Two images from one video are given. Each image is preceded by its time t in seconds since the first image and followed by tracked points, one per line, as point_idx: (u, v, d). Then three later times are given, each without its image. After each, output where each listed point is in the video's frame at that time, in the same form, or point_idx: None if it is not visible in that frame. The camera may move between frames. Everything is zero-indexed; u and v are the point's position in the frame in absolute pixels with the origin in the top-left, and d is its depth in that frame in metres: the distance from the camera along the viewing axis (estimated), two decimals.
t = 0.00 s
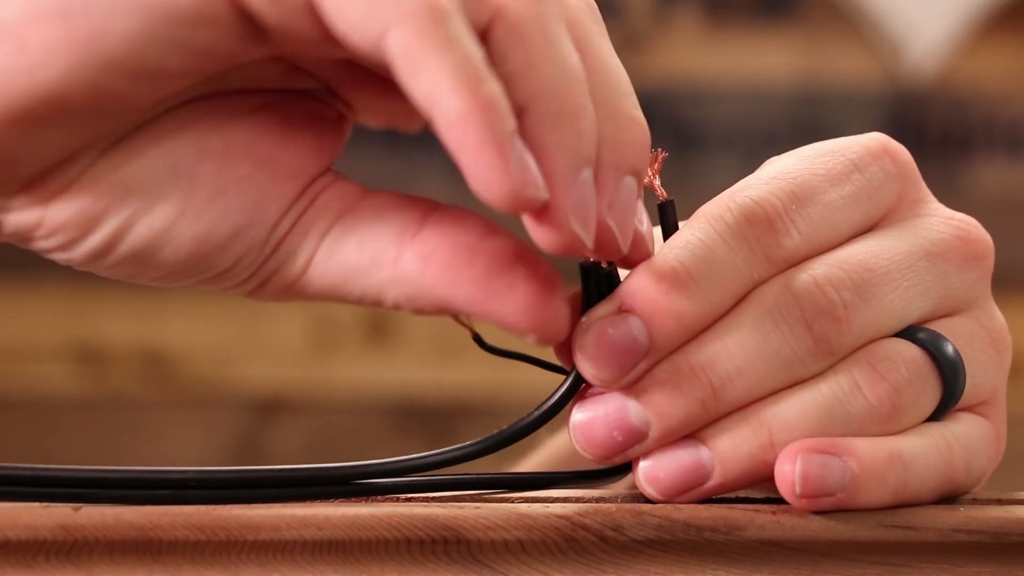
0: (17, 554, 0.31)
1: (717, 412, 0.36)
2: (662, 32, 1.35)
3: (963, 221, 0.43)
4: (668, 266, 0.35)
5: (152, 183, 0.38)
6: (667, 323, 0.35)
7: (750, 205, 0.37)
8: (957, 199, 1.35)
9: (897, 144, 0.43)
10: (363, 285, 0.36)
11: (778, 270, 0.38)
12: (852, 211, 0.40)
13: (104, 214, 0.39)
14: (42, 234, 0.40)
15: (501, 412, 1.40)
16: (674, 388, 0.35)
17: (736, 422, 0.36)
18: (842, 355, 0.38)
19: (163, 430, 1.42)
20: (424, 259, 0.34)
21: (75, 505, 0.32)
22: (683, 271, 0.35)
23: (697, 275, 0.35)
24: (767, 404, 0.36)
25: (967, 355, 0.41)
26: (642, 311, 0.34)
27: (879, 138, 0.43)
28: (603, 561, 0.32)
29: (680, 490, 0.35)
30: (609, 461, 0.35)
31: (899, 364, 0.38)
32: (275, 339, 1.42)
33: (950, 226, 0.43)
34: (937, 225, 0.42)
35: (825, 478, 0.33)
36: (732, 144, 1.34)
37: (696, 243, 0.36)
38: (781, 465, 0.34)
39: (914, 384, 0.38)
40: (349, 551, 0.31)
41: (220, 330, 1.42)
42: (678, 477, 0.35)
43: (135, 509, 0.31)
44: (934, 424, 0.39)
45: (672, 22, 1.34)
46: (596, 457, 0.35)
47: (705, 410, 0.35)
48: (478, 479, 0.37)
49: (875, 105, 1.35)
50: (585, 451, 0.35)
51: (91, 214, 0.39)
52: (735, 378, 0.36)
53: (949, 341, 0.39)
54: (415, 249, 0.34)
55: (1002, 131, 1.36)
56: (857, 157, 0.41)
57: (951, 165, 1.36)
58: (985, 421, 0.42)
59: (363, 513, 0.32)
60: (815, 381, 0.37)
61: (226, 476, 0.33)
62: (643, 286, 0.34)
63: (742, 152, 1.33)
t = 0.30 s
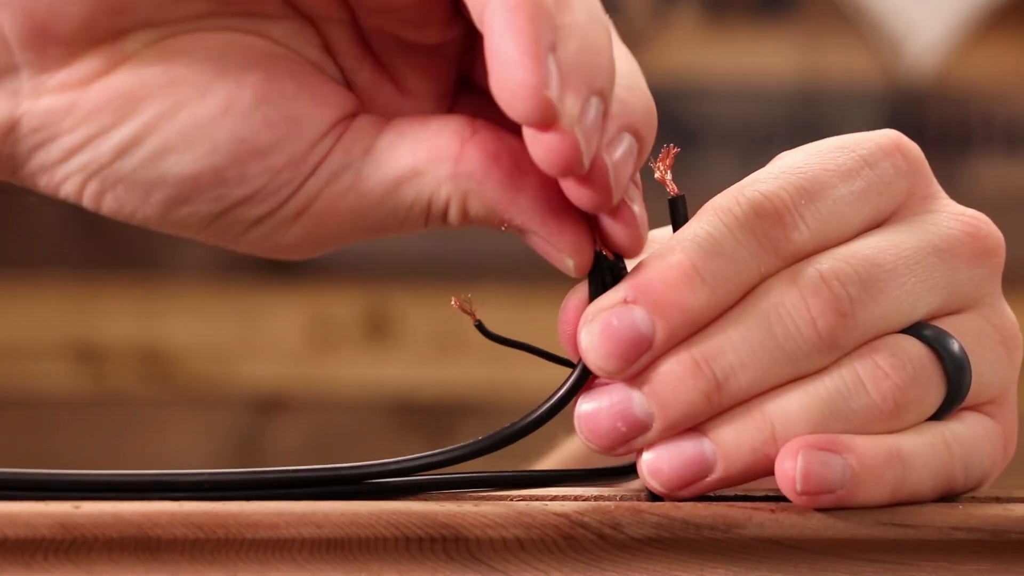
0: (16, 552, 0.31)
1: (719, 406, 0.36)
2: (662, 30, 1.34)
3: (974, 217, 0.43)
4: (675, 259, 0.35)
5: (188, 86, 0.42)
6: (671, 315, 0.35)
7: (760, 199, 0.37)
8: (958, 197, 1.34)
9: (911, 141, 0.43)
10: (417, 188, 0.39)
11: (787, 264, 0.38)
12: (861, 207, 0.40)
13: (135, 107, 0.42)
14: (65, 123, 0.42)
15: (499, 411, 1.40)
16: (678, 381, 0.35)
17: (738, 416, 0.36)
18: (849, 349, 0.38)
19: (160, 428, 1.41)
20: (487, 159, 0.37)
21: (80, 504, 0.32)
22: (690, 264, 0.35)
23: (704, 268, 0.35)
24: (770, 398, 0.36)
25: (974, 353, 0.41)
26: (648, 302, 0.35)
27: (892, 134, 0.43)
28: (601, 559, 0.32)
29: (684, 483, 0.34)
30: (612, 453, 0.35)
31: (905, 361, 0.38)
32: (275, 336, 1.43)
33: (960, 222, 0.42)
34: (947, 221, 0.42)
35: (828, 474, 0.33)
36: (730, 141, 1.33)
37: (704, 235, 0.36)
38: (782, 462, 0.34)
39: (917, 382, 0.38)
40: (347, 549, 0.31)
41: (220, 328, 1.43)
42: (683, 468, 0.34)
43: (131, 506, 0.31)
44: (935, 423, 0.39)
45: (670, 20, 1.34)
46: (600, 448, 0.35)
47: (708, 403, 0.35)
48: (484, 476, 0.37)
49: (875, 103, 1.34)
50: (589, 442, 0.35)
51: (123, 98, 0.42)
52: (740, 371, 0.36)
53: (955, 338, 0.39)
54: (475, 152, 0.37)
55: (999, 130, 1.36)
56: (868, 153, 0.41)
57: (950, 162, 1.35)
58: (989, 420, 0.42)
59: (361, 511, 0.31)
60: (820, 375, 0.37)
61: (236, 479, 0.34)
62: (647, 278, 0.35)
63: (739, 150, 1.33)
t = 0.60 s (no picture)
0: (13, 550, 0.31)
1: (724, 399, 0.36)
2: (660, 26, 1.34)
3: (961, 217, 0.44)
4: (671, 254, 0.35)
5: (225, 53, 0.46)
6: (673, 306, 0.35)
7: (752, 195, 0.37)
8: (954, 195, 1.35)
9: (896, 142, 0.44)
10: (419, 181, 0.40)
11: (783, 258, 0.38)
12: (852, 204, 0.40)
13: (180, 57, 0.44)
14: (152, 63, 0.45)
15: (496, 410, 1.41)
16: (684, 373, 0.35)
17: (741, 411, 0.36)
18: (846, 344, 0.38)
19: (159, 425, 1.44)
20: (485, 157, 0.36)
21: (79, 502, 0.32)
22: (686, 259, 0.35)
23: (699, 262, 0.35)
24: (775, 391, 0.36)
25: (967, 350, 0.41)
26: (651, 294, 0.35)
27: (877, 135, 0.43)
28: (600, 558, 0.32)
29: (688, 483, 0.34)
30: (616, 452, 0.35)
31: (902, 357, 0.38)
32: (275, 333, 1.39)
33: (948, 221, 0.43)
34: (935, 219, 0.42)
35: (832, 472, 0.33)
36: (727, 139, 1.33)
37: (699, 232, 0.36)
38: (789, 460, 0.34)
39: (917, 376, 0.38)
40: (345, 548, 0.31)
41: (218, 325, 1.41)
42: (686, 469, 0.34)
43: (132, 504, 0.31)
44: (927, 420, 0.39)
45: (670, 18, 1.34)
46: (604, 448, 0.35)
47: (712, 396, 0.35)
48: (491, 474, 0.37)
49: (872, 102, 1.35)
50: (592, 443, 0.35)
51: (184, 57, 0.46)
52: (743, 362, 0.36)
53: (947, 334, 0.39)
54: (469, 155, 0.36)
55: (999, 129, 1.36)
56: (855, 152, 0.41)
57: (949, 161, 1.35)
58: (985, 417, 0.42)
59: (361, 510, 0.31)
60: (819, 370, 0.37)
61: (234, 477, 0.34)
62: (650, 270, 0.35)
63: (738, 148, 1.33)
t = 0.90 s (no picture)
0: (12, 550, 0.31)
1: (688, 405, 0.35)
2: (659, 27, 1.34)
3: (931, 219, 0.44)
4: (661, 249, 0.35)
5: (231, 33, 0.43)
6: (651, 305, 0.35)
7: (735, 195, 0.37)
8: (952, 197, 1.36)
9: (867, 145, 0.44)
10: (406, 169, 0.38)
11: (761, 262, 0.38)
12: (827, 209, 0.40)
13: None
14: None
15: (495, 408, 1.41)
16: (650, 379, 0.35)
17: (706, 416, 0.36)
18: (811, 353, 0.38)
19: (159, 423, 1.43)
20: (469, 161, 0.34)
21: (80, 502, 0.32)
22: (674, 256, 0.35)
23: (685, 260, 0.35)
24: (743, 399, 0.36)
25: (938, 352, 0.41)
26: (632, 290, 0.34)
27: (849, 141, 0.43)
28: (602, 558, 0.32)
29: (663, 492, 0.33)
30: (575, 458, 0.34)
31: (866, 363, 0.37)
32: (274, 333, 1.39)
33: (918, 223, 0.43)
34: (906, 223, 0.42)
35: (827, 472, 0.33)
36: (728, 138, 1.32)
37: (686, 230, 0.35)
38: (781, 461, 0.34)
39: (883, 380, 0.37)
40: (345, 547, 0.31)
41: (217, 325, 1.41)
42: (661, 478, 0.33)
43: (131, 504, 0.31)
44: (904, 419, 0.39)
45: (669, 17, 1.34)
46: (565, 453, 0.34)
47: (677, 402, 0.35)
48: (492, 477, 0.36)
49: (873, 102, 1.35)
50: (554, 446, 0.34)
51: None
52: (709, 371, 0.35)
53: (918, 338, 0.39)
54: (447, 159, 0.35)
55: (999, 128, 1.36)
56: (830, 158, 0.41)
57: (948, 160, 1.35)
58: (973, 415, 0.42)
59: (360, 509, 0.31)
60: (785, 377, 0.37)
61: (233, 476, 0.33)
62: (636, 266, 0.34)
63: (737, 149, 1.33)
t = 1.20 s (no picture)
0: (11, 548, 0.31)
1: (692, 403, 0.36)
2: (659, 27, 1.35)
3: (951, 220, 0.44)
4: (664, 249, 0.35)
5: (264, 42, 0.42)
6: (658, 304, 0.35)
7: (745, 194, 0.37)
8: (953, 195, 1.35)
9: (889, 145, 0.44)
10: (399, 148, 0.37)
11: (769, 263, 0.38)
12: (841, 210, 0.40)
13: None
14: None
15: (497, 408, 1.41)
16: (653, 378, 0.35)
17: (712, 413, 0.36)
18: (821, 353, 0.38)
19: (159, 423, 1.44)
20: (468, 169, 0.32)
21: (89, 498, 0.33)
22: (678, 256, 0.35)
23: (690, 260, 0.35)
24: (748, 398, 0.36)
25: (955, 352, 0.41)
26: (637, 288, 0.34)
27: (869, 141, 0.43)
28: (602, 557, 0.32)
29: (667, 489, 0.33)
30: (580, 452, 0.35)
31: (877, 364, 0.37)
32: (274, 332, 1.40)
33: (937, 225, 0.43)
34: (923, 224, 0.42)
35: (826, 471, 0.33)
36: (726, 137, 1.33)
37: (692, 228, 0.35)
38: (782, 460, 0.34)
39: (894, 381, 0.37)
40: (345, 546, 0.31)
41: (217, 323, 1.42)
42: (664, 475, 0.33)
43: (130, 503, 0.31)
44: (913, 420, 0.39)
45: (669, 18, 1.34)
46: (569, 447, 0.35)
47: (681, 401, 0.35)
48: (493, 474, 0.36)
49: (872, 101, 1.35)
50: (558, 441, 0.35)
51: None
52: (715, 370, 0.36)
53: (930, 338, 0.39)
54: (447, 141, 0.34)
55: (997, 128, 1.36)
56: (848, 158, 0.41)
57: (947, 159, 1.36)
58: (984, 416, 0.42)
59: (359, 508, 0.31)
60: (793, 377, 0.37)
61: (242, 471, 0.34)
62: (637, 264, 0.35)
63: (738, 148, 1.33)
